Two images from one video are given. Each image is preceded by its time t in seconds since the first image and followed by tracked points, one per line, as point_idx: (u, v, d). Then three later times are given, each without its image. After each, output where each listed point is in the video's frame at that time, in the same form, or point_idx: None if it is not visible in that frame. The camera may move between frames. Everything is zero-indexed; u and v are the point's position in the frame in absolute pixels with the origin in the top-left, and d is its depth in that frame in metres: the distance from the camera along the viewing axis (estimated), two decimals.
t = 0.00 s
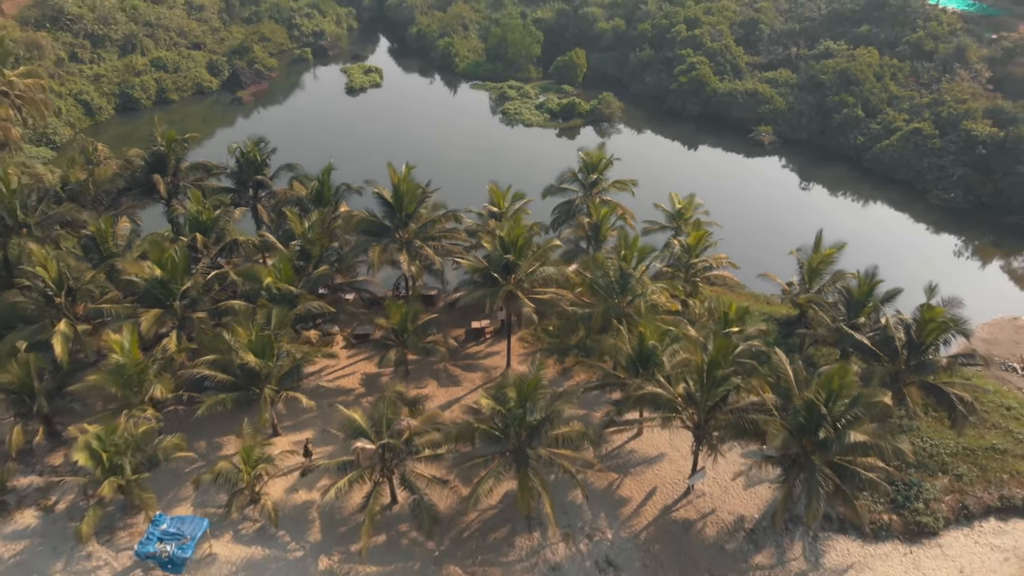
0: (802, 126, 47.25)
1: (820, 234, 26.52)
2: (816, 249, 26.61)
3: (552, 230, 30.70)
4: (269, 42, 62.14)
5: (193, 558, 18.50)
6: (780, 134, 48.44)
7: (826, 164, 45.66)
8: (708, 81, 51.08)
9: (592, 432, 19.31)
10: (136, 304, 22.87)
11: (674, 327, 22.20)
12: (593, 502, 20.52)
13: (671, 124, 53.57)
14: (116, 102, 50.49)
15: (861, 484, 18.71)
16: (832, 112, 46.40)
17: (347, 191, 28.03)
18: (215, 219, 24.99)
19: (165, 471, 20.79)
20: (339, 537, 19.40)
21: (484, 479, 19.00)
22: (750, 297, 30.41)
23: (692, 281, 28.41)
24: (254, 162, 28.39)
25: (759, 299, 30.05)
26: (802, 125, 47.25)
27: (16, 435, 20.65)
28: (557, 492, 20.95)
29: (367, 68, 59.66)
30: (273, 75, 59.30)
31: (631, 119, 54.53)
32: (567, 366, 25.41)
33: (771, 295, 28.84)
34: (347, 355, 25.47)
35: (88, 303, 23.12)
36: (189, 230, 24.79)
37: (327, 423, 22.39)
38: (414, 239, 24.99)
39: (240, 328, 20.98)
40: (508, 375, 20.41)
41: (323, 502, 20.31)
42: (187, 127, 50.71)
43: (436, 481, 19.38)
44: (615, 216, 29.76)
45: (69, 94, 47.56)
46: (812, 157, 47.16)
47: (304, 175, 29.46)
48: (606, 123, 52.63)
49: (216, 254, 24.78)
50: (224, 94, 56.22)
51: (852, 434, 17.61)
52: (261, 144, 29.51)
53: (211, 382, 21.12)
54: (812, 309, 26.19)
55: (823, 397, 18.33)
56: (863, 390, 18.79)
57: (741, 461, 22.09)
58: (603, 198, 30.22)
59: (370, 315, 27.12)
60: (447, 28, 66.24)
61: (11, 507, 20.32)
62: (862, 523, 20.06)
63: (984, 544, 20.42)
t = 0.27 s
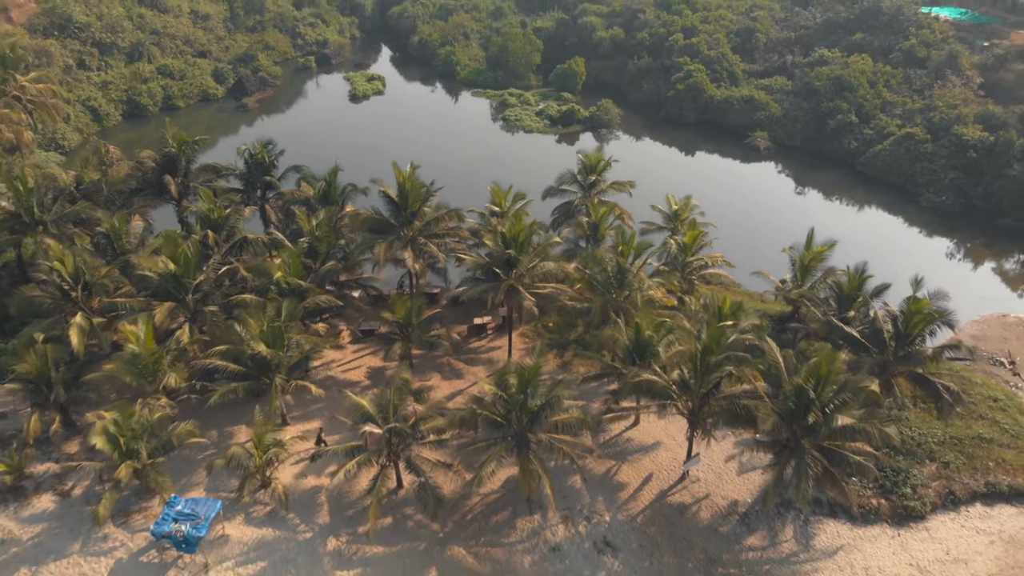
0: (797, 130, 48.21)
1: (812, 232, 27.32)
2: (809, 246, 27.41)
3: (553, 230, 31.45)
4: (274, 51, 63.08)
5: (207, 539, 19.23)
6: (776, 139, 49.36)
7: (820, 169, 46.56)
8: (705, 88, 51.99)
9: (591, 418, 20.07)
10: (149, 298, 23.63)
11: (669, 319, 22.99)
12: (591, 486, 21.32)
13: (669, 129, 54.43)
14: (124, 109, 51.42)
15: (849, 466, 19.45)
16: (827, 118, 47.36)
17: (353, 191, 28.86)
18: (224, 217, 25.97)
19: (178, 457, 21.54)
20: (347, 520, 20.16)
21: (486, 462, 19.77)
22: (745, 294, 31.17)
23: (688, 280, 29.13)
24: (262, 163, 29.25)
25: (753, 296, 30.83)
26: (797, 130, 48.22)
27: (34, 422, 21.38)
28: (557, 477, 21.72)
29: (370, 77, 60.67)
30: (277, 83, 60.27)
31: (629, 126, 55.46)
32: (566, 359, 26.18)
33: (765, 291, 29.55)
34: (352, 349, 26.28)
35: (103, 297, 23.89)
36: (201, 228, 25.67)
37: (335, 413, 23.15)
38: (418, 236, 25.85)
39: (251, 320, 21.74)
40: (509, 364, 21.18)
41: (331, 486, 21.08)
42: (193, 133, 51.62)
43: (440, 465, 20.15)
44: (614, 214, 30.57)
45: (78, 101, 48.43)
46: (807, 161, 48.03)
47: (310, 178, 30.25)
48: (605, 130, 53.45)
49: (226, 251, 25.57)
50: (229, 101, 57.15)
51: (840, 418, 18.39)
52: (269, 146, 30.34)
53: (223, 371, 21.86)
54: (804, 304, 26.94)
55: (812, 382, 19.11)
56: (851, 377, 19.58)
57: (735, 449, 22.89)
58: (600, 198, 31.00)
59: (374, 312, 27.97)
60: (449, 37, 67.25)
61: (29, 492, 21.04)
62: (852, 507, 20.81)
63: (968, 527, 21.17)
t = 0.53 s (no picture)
0: (792, 135, 49.13)
1: (804, 231, 28.13)
2: (801, 245, 28.22)
3: (552, 230, 32.23)
4: (278, 59, 64.02)
5: (220, 521, 19.96)
6: (771, 145, 50.26)
7: (815, 174, 47.42)
8: (702, 95, 52.97)
9: (589, 406, 20.86)
10: (161, 293, 24.42)
11: (665, 312, 23.83)
12: (589, 473, 22.08)
13: (667, 136, 55.34)
14: (131, 115, 52.35)
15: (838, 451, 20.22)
16: (821, 124, 48.34)
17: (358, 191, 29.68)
18: (234, 216, 26.80)
19: (190, 445, 22.29)
20: (355, 504, 20.92)
21: (488, 448, 20.55)
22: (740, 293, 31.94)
23: (684, 278, 29.88)
24: (270, 164, 30.10)
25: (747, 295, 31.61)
26: (791, 135, 49.15)
27: (52, 412, 22.14)
28: (557, 464, 22.49)
29: (372, 85, 61.73)
30: (281, 91, 61.23)
31: (627, 132, 56.42)
32: (565, 353, 26.97)
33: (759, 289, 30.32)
34: (357, 344, 27.07)
35: (118, 292, 24.69)
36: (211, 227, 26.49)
37: (342, 404, 23.92)
38: (421, 234, 26.67)
39: (262, 312, 22.55)
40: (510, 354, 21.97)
41: (338, 473, 21.85)
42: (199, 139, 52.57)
43: (444, 451, 20.93)
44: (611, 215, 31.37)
45: (86, 107, 49.30)
46: (802, 166, 48.90)
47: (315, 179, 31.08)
48: (603, 136, 54.28)
49: (236, 248, 26.38)
50: (233, 109, 58.08)
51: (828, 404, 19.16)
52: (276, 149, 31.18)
53: (234, 362, 22.64)
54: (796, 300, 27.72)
55: (801, 370, 19.89)
56: (839, 365, 20.37)
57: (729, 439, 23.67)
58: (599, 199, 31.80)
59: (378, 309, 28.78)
60: (450, 46, 68.25)
61: (46, 478, 21.77)
62: (841, 492, 21.56)
63: (954, 512, 21.93)
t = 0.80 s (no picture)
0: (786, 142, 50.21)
1: (796, 231, 29.09)
2: (793, 244, 29.18)
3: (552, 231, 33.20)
4: (283, 69, 65.22)
5: (234, 503, 20.85)
6: (766, 152, 51.33)
7: (809, 180, 48.47)
8: (698, 103, 54.06)
9: (588, 394, 21.78)
10: (176, 288, 25.35)
11: (660, 305, 24.82)
12: (588, 459, 23.00)
13: (665, 143, 56.44)
14: (139, 122, 53.45)
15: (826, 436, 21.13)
16: (815, 131, 49.44)
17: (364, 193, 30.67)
18: (245, 216, 27.76)
19: (204, 432, 23.20)
20: (363, 488, 21.84)
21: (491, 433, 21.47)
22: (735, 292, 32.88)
23: (680, 277, 30.83)
24: (279, 167, 31.06)
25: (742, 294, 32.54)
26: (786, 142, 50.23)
27: (71, 401, 23.01)
28: (557, 452, 23.40)
29: (376, 94, 63.02)
30: (285, 100, 62.34)
31: (625, 140, 57.53)
32: (564, 348, 27.93)
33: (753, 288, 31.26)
34: (363, 340, 28.02)
35: (134, 288, 25.59)
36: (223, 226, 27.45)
37: (349, 395, 24.85)
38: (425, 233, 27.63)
39: (274, 305, 23.47)
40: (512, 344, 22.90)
41: (347, 459, 22.77)
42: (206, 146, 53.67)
43: (448, 437, 21.83)
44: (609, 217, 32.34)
45: (95, 114, 50.40)
46: (796, 172, 49.98)
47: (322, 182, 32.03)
48: (602, 143, 55.38)
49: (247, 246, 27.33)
50: (240, 117, 59.25)
51: (816, 389, 20.07)
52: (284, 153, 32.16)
53: (247, 354, 23.56)
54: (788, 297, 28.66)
55: (790, 358, 20.80)
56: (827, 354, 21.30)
57: (722, 428, 24.60)
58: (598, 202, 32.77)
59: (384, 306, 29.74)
60: (452, 56, 69.44)
61: (66, 464, 22.65)
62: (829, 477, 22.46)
63: (938, 497, 22.83)
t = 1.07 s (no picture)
0: (781, 148, 51.15)
1: (788, 231, 29.94)
2: (785, 245, 30.02)
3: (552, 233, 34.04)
4: (286, 78, 66.20)
5: (245, 489, 21.61)
6: (762, 158, 52.24)
7: (804, 185, 49.37)
8: (695, 111, 55.01)
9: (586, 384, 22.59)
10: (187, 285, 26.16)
11: (656, 301, 25.65)
12: (586, 449, 23.80)
13: (662, 149, 57.37)
14: (146, 129, 54.40)
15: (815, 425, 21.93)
16: (810, 137, 50.40)
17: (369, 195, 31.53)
18: (253, 216, 28.61)
19: (215, 423, 23.99)
20: (369, 475, 22.63)
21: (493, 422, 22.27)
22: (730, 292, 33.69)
23: (676, 277, 31.64)
24: (286, 170, 31.92)
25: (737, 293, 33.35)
26: (781, 148, 51.16)
27: (87, 393, 23.78)
28: (556, 442, 24.20)
29: (378, 102, 64.13)
30: (289, 108, 63.31)
31: (623, 147, 58.49)
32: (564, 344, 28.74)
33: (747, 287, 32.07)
34: (369, 336, 28.85)
35: (146, 285, 26.39)
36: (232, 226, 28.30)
37: (355, 388, 25.66)
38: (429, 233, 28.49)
39: (283, 300, 24.29)
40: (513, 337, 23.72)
41: (353, 449, 23.57)
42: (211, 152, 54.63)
43: (452, 426, 22.63)
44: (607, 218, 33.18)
45: (103, 121, 51.35)
46: (791, 178, 50.87)
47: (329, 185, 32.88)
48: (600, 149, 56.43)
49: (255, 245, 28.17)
50: (244, 124, 60.25)
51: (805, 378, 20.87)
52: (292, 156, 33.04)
53: (256, 347, 24.37)
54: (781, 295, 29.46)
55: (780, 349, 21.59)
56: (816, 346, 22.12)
57: (717, 420, 25.40)
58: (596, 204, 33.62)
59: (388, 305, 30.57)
60: (453, 65, 70.47)
61: (81, 453, 23.42)
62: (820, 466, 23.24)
63: (925, 484, 23.61)
